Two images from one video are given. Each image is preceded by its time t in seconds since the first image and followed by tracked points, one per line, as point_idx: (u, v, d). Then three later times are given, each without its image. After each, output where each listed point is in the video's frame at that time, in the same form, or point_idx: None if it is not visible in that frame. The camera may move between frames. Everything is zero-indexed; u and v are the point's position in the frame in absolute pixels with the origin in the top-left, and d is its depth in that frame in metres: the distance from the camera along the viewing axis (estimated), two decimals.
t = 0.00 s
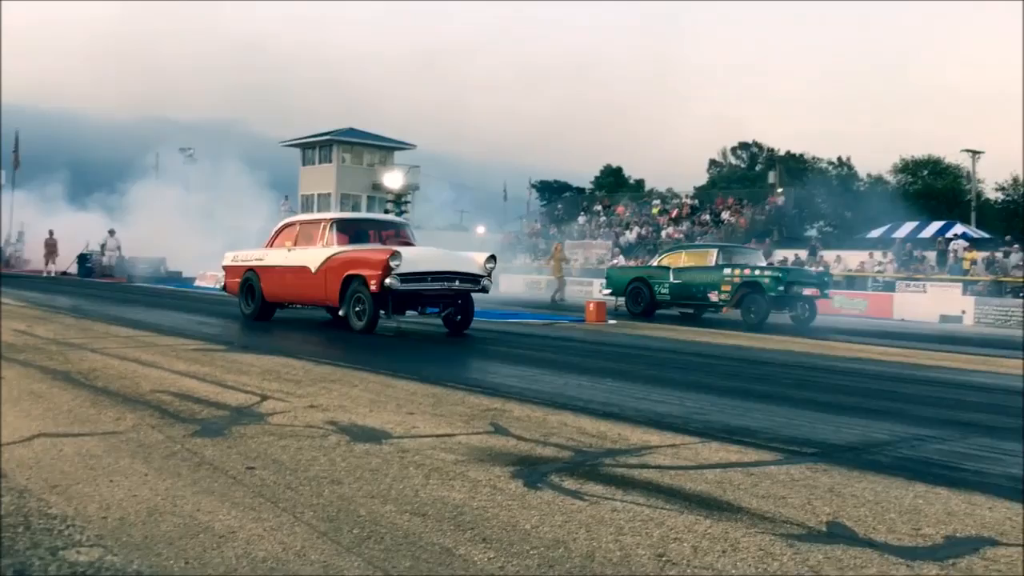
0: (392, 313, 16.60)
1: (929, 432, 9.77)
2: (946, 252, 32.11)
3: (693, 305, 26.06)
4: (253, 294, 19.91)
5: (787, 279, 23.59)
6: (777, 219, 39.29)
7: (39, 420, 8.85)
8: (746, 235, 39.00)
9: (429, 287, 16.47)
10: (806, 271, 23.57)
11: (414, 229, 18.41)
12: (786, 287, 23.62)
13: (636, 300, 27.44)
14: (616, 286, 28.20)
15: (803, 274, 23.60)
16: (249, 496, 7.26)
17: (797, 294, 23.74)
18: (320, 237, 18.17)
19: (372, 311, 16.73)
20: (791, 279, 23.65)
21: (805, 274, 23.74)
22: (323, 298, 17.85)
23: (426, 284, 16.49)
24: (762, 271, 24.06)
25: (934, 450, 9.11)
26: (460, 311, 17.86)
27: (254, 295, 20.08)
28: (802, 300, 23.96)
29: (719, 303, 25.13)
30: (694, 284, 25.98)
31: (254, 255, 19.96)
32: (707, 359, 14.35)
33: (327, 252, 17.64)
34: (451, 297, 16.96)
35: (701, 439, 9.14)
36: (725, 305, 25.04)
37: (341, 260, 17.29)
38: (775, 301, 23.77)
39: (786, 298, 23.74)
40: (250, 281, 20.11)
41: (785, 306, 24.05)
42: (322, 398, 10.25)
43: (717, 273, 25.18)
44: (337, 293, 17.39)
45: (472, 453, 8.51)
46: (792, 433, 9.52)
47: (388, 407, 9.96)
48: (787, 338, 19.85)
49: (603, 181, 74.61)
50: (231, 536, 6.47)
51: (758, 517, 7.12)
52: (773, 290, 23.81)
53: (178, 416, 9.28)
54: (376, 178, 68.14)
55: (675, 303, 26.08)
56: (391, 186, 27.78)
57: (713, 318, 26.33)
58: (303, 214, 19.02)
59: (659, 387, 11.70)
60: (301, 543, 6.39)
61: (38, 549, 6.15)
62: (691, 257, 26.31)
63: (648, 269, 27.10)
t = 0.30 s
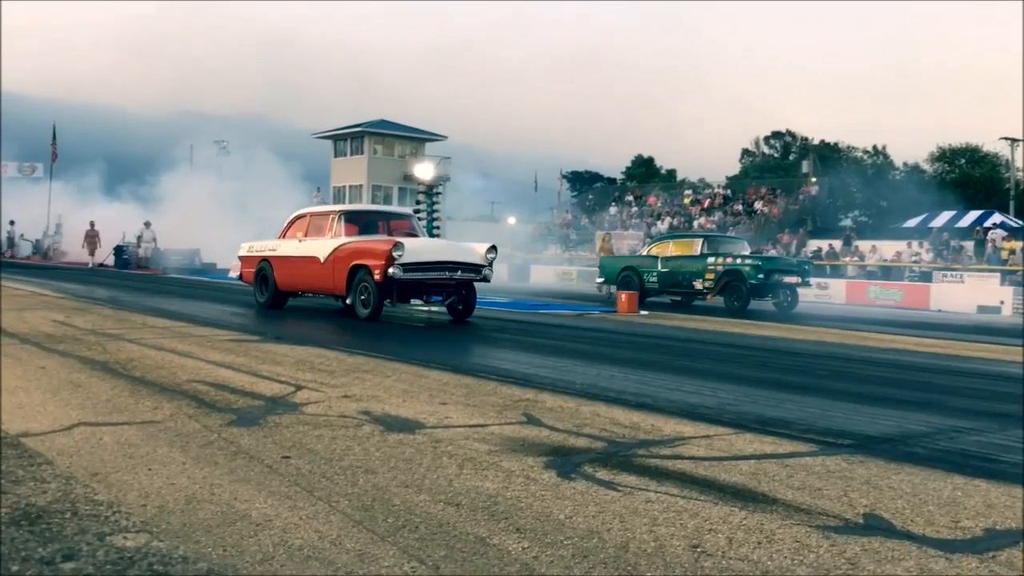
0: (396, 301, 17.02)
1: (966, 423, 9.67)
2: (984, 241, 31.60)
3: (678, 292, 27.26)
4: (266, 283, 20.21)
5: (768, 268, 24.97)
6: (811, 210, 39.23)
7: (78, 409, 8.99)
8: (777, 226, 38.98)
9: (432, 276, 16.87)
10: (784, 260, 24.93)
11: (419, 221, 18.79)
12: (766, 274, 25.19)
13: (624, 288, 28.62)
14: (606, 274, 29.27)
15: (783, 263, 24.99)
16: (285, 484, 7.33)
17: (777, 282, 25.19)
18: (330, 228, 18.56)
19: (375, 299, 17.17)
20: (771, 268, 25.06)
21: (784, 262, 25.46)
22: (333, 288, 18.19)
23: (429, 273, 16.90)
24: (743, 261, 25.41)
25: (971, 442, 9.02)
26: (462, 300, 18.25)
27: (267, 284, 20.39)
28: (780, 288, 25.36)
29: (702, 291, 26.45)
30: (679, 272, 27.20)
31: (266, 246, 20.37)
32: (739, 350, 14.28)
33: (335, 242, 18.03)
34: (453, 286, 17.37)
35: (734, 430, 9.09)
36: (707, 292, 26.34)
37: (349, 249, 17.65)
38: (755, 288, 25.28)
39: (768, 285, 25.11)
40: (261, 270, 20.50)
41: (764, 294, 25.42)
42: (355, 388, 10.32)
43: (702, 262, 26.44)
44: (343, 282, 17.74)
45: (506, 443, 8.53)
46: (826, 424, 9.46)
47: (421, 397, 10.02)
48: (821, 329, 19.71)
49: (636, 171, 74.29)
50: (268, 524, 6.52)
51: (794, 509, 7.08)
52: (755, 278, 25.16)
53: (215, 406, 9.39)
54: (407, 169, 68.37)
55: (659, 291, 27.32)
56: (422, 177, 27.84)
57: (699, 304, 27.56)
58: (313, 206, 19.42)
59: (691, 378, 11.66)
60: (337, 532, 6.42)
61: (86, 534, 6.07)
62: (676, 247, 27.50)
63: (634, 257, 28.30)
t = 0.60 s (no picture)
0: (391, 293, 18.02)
1: (998, 420, 9.54)
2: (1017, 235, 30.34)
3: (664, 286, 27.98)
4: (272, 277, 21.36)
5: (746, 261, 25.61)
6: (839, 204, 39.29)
7: (110, 404, 9.09)
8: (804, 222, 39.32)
9: (424, 270, 17.82)
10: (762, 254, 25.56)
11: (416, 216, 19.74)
12: (746, 267, 25.94)
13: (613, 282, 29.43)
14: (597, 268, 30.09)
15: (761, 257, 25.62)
16: (314, 479, 7.37)
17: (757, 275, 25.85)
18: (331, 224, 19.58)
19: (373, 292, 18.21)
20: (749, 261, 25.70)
21: (764, 256, 26.19)
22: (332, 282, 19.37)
23: (422, 267, 17.86)
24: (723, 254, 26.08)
25: (1004, 439, 8.90)
26: (457, 292, 19.20)
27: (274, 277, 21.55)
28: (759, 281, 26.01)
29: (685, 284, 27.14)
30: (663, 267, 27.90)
31: (275, 242, 21.48)
32: (766, 346, 14.19)
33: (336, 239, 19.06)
34: (446, 279, 18.32)
35: (763, 426, 9.04)
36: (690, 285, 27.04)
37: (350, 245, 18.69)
38: (736, 280, 25.98)
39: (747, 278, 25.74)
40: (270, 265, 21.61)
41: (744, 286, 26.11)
42: (382, 384, 10.35)
43: (685, 256, 27.09)
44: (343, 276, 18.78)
45: (533, 439, 8.53)
46: (856, 421, 9.37)
47: (448, 393, 10.04)
48: (850, 324, 19.50)
49: (660, 168, 74.01)
50: (298, 518, 6.54)
51: (824, 505, 7.03)
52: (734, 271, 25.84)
53: (244, 400, 9.47)
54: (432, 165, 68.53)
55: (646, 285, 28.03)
56: (447, 174, 27.91)
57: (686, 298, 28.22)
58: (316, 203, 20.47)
59: (718, 374, 11.60)
60: (366, 527, 6.44)
61: (125, 525, 6.00)
62: (661, 242, 28.21)
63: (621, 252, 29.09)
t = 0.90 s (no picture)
0: (391, 290, 18.65)
1: None
2: None
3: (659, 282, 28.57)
4: (281, 274, 22.11)
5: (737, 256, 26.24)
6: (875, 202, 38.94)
7: (148, 403, 9.20)
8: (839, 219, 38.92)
9: (423, 267, 18.45)
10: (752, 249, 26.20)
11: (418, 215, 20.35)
12: (738, 263, 26.60)
13: (611, 279, 30.05)
14: (597, 264, 30.72)
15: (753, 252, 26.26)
16: (349, 477, 7.40)
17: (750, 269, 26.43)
18: (337, 224, 20.21)
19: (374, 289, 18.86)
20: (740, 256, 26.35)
21: (757, 253, 26.81)
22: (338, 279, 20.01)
23: (420, 265, 18.47)
24: (714, 250, 26.72)
25: None
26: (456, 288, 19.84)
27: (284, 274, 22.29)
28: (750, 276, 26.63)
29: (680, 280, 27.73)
30: (659, 263, 28.50)
31: (285, 240, 22.19)
32: (802, 344, 14.07)
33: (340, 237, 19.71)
34: (445, 275, 18.90)
35: (799, 425, 8.95)
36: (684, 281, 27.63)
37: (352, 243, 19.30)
38: (728, 276, 26.64)
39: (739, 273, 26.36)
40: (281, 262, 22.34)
41: (736, 281, 26.73)
42: (415, 382, 10.39)
43: (680, 253, 27.72)
44: (346, 274, 19.43)
45: (567, 438, 8.51)
46: (894, 419, 9.26)
47: (481, 391, 10.05)
48: (889, 322, 19.24)
49: (694, 164, 73.72)
50: (334, 516, 6.57)
51: (863, 505, 6.95)
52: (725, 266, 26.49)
53: (278, 398, 9.54)
54: (464, 164, 68.80)
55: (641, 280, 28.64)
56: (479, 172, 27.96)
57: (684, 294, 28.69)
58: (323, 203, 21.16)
59: (751, 372, 11.50)
60: (400, 525, 6.45)
61: (168, 521, 6.05)
62: (657, 239, 28.85)
63: (618, 249, 29.74)
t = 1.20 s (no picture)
0: (384, 283, 19.73)
1: None
2: None
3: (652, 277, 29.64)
4: (284, 269, 23.19)
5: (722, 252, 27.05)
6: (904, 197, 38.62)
7: (178, 399, 9.29)
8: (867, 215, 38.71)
9: (414, 261, 19.52)
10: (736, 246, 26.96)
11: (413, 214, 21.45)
12: (725, 258, 27.59)
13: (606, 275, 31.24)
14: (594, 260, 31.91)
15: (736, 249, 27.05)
16: (377, 473, 7.43)
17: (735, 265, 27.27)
18: (337, 222, 21.24)
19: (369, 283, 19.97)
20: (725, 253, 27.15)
21: (744, 249, 27.59)
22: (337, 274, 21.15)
23: (411, 259, 19.55)
24: (701, 246, 27.56)
25: None
26: (446, 283, 20.95)
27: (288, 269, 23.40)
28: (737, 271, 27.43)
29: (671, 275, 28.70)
30: (653, 259, 29.50)
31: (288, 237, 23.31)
32: (831, 342, 13.94)
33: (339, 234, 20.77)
34: (435, 270, 20.04)
35: (828, 423, 8.88)
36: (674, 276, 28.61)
37: (351, 238, 20.35)
38: (716, 271, 27.55)
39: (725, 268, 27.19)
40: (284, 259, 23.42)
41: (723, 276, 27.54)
42: (442, 379, 10.41)
43: (672, 249, 28.69)
44: (343, 268, 20.50)
45: (594, 435, 8.50)
46: (924, 417, 9.18)
47: (507, 388, 10.06)
48: (919, 319, 19.03)
49: (721, 159, 73.26)
50: (362, 512, 6.60)
51: (893, 503, 6.89)
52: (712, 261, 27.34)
53: (306, 395, 9.60)
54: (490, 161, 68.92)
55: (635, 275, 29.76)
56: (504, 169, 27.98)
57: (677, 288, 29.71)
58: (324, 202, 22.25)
59: (778, 370, 11.44)
60: (429, 521, 6.47)
61: (204, 515, 6.10)
62: (650, 236, 29.85)
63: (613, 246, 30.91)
